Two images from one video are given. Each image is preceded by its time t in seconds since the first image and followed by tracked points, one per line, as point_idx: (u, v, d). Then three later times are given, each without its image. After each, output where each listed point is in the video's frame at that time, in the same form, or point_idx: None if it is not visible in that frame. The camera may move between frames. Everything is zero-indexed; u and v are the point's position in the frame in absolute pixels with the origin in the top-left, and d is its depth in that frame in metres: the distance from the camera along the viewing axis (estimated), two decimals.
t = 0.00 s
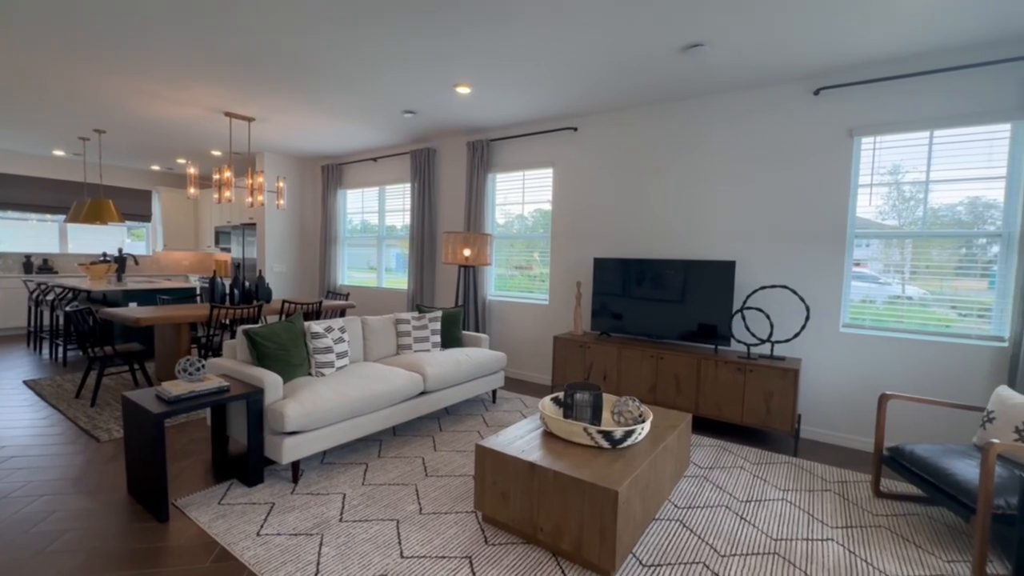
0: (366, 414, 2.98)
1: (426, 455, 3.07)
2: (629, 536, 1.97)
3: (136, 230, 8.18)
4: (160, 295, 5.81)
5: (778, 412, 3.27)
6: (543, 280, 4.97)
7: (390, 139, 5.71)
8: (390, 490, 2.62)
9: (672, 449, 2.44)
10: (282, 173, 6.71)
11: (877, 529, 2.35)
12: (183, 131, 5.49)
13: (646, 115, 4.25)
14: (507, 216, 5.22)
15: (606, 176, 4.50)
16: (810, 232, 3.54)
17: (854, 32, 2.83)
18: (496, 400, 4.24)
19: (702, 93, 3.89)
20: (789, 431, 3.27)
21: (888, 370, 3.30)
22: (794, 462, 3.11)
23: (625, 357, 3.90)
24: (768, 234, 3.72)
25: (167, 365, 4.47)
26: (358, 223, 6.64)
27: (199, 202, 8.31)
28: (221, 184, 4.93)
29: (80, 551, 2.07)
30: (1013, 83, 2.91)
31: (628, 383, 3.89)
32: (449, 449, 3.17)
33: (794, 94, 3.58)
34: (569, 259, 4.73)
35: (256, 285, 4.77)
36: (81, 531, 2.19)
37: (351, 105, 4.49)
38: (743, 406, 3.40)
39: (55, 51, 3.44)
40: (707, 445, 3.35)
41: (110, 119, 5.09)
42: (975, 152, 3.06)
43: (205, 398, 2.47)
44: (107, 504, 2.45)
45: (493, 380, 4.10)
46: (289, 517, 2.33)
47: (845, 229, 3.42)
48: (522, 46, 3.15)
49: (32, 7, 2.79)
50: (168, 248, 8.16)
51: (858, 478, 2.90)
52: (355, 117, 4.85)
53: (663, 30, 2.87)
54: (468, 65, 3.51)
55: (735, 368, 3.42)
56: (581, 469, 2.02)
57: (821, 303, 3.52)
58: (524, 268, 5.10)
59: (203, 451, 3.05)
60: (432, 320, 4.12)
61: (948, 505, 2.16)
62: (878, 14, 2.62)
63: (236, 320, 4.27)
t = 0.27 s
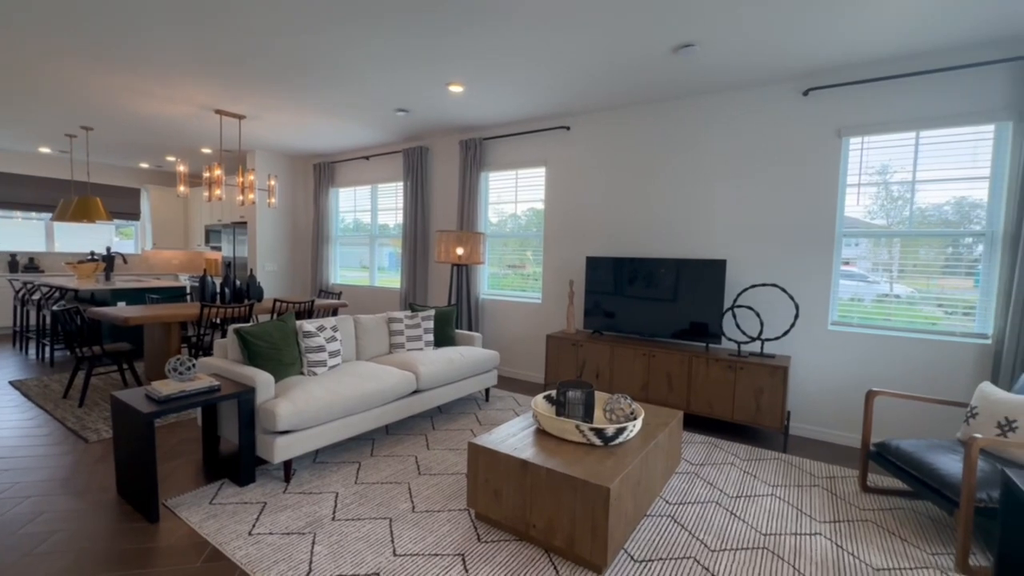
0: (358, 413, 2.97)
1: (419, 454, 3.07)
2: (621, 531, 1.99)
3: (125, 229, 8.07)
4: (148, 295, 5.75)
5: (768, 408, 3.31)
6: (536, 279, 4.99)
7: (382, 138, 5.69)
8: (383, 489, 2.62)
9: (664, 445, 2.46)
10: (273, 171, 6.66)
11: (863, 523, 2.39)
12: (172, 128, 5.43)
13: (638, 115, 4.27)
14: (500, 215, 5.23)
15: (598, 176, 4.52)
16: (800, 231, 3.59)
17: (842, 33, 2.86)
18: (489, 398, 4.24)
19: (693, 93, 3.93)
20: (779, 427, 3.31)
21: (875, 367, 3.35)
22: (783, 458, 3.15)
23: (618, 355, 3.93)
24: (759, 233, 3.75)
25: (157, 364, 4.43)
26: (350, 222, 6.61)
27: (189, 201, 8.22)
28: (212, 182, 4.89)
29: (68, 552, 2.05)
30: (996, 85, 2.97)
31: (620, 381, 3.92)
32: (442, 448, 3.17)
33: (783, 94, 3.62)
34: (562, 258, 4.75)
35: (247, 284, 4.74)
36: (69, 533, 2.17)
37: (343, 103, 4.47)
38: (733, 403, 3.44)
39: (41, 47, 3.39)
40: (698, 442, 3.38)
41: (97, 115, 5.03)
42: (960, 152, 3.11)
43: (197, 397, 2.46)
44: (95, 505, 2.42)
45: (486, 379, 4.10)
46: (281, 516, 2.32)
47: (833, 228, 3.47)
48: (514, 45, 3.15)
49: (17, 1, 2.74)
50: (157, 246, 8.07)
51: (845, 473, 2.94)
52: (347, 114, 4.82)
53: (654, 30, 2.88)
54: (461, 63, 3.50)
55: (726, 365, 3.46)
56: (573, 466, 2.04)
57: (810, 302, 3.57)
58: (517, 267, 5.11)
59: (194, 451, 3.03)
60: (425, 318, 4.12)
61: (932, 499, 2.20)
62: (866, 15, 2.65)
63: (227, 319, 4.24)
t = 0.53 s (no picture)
0: (348, 413, 2.96)
1: (410, 453, 3.07)
2: (610, 528, 2.00)
3: (111, 227, 8.00)
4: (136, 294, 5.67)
5: (757, 406, 3.34)
6: (528, 277, 4.99)
7: (373, 136, 5.66)
8: (373, 488, 2.61)
9: (653, 442, 2.48)
10: (263, 168, 6.60)
11: (849, 518, 2.43)
12: (159, 125, 5.36)
13: (629, 114, 4.29)
14: (491, 214, 5.22)
15: (589, 175, 4.53)
16: (788, 230, 3.62)
17: (830, 34, 2.89)
18: (480, 397, 4.25)
19: (684, 92, 3.94)
20: (767, 424, 3.34)
21: (861, 364, 3.40)
22: (772, 455, 3.18)
23: (609, 353, 3.95)
24: (748, 232, 3.79)
25: (144, 364, 4.37)
26: (341, 221, 6.57)
27: (177, 198, 8.12)
28: (201, 179, 4.81)
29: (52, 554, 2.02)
30: (980, 87, 3.01)
31: (611, 379, 3.94)
32: (434, 447, 3.17)
33: (772, 94, 3.66)
34: (554, 257, 4.76)
35: (237, 283, 4.70)
36: (52, 535, 2.14)
37: (332, 100, 4.44)
38: (723, 401, 3.47)
39: (22, 42, 3.32)
40: (688, 439, 3.41)
41: (82, 112, 4.94)
42: (944, 153, 3.16)
43: (185, 397, 2.44)
44: (80, 506, 2.39)
45: (478, 377, 4.10)
46: (270, 516, 2.31)
47: (821, 227, 3.51)
48: (505, 43, 3.14)
49: None
50: (145, 245, 7.97)
51: (832, 469, 2.98)
52: (337, 112, 4.79)
53: (643, 29, 2.89)
54: (451, 62, 3.49)
55: (715, 363, 3.49)
56: (563, 464, 2.05)
57: (798, 300, 3.61)
58: (509, 266, 5.11)
59: (182, 451, 3.00)
60: (416, 317, 4.11)
61: (916, 493, 2.24)
62: (853, 17, 2.67)
63: (216, 318, 4.20)
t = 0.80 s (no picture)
0: (338, 412, 2.94)
1: (401, 452, 3.06)
2: (600, 525, 2.01)
3: (96, 225, 7.89)
4: (121, 293, 5.59)
5: (745, 403, 3.37)
6: (520, 276, 4.99)
7: (363, 134, 5.62)
8: (363, 488, 2.60)
9: (643, 440, 2.49)
10: (251, 166, 6.53)
11: (835, 513, 2.46)
12: (145, 121, 5.27)
13: (620, 113, 4.30)
14: (483, 213, 5.21)
15: (580, 174, 4.54)
16: (777, 229, 3.66)
17: (817, 35, 2.91)
18: (471, 396, 4.24)
19: (674, 92, 3.96)
20: (755, 421, 3.38)
21: (848, 361, 3.44)
22: (760, 451, 3.22)
23: (600, 351, 3.96)
24: (737, 231, 3.81)
25: (130, 364, 4.31)
26: (332, 219, 6.52)
27: (164, 196, 8.01)
28: (188, 177, 4.74)
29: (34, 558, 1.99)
30: (964, 89, 3.06)
31: (602, 377, 3.95)
32: (424, 446, 3.16)
33: (761, 94, 3.68)
34: (545, 255, 4.76)
35: (225, 282, 4.64)
36: (35, 538, 2.10)
37: (321, 98, 4.40)
38: (712, 398, 3.50)
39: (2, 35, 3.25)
40: (678, 436, 3.43)
41: (65, 107, 4.85)
42: (929, 153, 3.20)
43: (172, 397, 2.41)
44: (63, 509, 2.35)
45: (469, 376, 4.10)
46: (258, 517, 2.29)
47: (809, 226, 3.54)
48: (495, 41, 3.13)
49: None
50: (131, 243, 7.85)
51: (819, 465, 3.02)
52: (326, 110, 4.75)
53: (633, 29, 2.89)
54: (441, 60, 3.47)
55: (705, 361, 3.52)
56: (553, 462, 2.05)
57: (786, 299, 3.64)
58: (501, 264, 5.11)
59: (169, 452, 2.96)
60: (407, 316, 4.09)
61: (901, 489, 2.27)
62: (840, 18, 2.70)
63: (203, 317, 4.15)
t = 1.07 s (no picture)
0: (328, 412, 2.92)
1: (391, 452, 3.05)
2: (589, 523, 2.02)
3: (80, 223, 7.69)
4: (106, 292, 5.50)
5: (734, 401, 3.41)
6: (511, 275, 5.00)
7: (354, 132, 5.58)
8: (353, 488, 2.59)
9: (633, 438, 2.51)
10: (239, 164, 6.45)
11: (821, 509, 2.50)
12: (130, 118, 5.19)
13: (611, 113, 4.31)
14: (474, 211, 5.21)
15: (571, 173, 4.55)
16: (765, 229, 3.69)
17: (804, 37, 2.94)
18: (463, 395, 4.24)
19: (664, 92, 3.98)
20: (744, 419, 3.41)
21: (834, 359, 3.49)
22: (748, 448, 3.25)
23: (591, 350, 3.98)
24: (726, 230, 3.85)
25: (116, 365, 4.24)
26: (322, 218, 6.47)
27: (151, 194, 7.89)
28: (174, 175, 4.68)
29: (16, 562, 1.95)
30: (947, 91, 3.11)
31: (593, 376, 3.97)
32: (415, 446, 3.15)
33: (749, 95, 3.72)
34: (536, 254, 4.76)
35: (213, 281, 4.59)
36: (16, 542, 2.07)
37: (310, 95, 4.36)
38: (702, 396, 3.53)
39: None
40: (668, 434, 3.46)
41: (47, 103, 4.75)
42: (914, 154, 3.26)
43: (159, 397, 2.38)
44: (47, 512, 2.31)
45: (460, 375, 4.09)
46: (246, 518, 2.27)
47: (797, 226, 3.59)
48: (485, 40, 3.13)
49: None
50: (116, 242, 7.72)
51: (806, 461, 3.06)
52: (316, 107, 4.70)
53: (623, 28, 2.90)
54: (431, 58, 3.46)
55: (694, 359, 3.55)
56: (543, 460, 2.06)
57: (774, 297, 3.68)
58: (492, 263, 5.11)
59: (156, 453, 2.92)
60: (398, 315, 4.08)
61: (885, 484, 2.31)
62: (826, 20, 2.73)
63: (191, 317, 4.10)
